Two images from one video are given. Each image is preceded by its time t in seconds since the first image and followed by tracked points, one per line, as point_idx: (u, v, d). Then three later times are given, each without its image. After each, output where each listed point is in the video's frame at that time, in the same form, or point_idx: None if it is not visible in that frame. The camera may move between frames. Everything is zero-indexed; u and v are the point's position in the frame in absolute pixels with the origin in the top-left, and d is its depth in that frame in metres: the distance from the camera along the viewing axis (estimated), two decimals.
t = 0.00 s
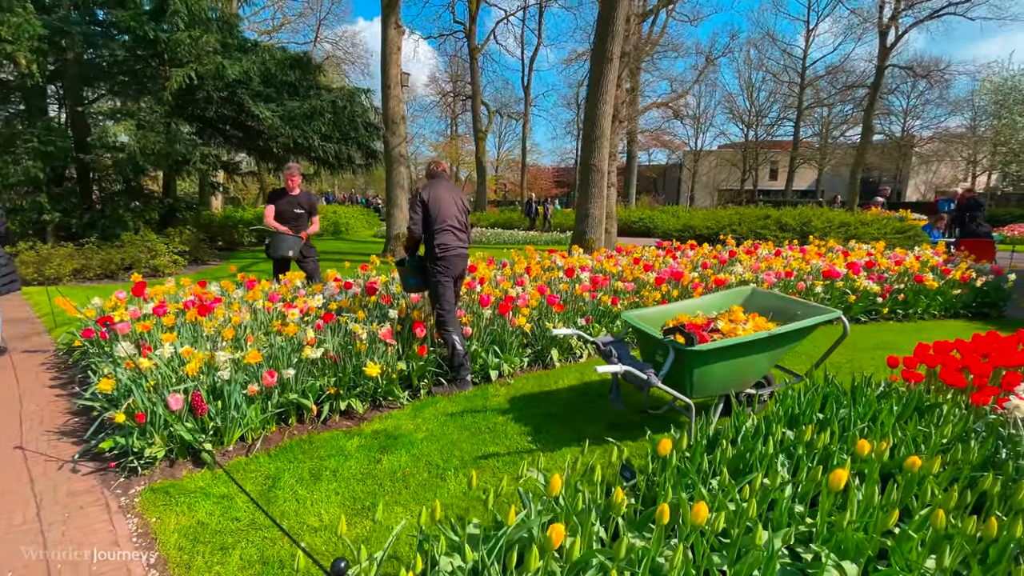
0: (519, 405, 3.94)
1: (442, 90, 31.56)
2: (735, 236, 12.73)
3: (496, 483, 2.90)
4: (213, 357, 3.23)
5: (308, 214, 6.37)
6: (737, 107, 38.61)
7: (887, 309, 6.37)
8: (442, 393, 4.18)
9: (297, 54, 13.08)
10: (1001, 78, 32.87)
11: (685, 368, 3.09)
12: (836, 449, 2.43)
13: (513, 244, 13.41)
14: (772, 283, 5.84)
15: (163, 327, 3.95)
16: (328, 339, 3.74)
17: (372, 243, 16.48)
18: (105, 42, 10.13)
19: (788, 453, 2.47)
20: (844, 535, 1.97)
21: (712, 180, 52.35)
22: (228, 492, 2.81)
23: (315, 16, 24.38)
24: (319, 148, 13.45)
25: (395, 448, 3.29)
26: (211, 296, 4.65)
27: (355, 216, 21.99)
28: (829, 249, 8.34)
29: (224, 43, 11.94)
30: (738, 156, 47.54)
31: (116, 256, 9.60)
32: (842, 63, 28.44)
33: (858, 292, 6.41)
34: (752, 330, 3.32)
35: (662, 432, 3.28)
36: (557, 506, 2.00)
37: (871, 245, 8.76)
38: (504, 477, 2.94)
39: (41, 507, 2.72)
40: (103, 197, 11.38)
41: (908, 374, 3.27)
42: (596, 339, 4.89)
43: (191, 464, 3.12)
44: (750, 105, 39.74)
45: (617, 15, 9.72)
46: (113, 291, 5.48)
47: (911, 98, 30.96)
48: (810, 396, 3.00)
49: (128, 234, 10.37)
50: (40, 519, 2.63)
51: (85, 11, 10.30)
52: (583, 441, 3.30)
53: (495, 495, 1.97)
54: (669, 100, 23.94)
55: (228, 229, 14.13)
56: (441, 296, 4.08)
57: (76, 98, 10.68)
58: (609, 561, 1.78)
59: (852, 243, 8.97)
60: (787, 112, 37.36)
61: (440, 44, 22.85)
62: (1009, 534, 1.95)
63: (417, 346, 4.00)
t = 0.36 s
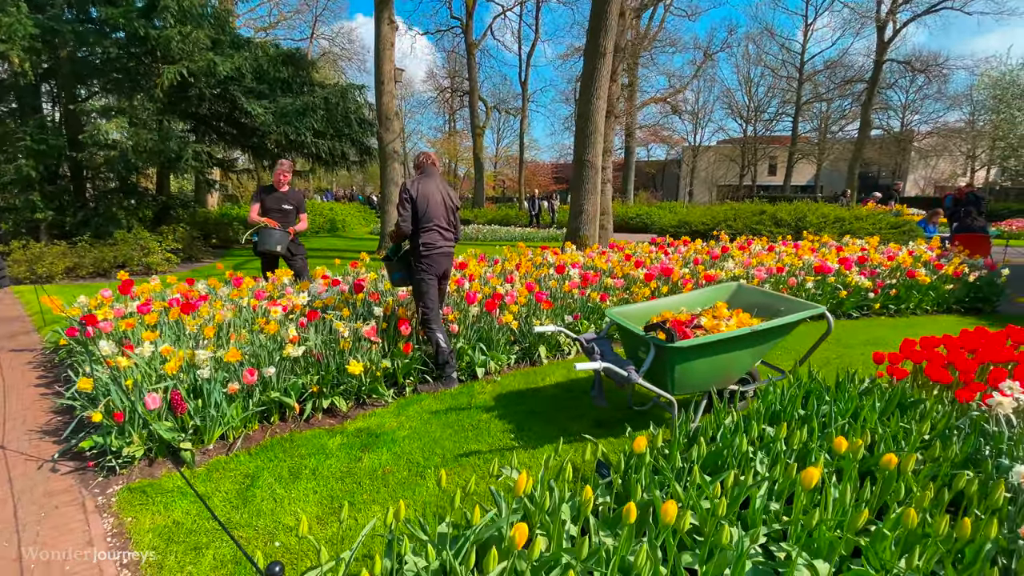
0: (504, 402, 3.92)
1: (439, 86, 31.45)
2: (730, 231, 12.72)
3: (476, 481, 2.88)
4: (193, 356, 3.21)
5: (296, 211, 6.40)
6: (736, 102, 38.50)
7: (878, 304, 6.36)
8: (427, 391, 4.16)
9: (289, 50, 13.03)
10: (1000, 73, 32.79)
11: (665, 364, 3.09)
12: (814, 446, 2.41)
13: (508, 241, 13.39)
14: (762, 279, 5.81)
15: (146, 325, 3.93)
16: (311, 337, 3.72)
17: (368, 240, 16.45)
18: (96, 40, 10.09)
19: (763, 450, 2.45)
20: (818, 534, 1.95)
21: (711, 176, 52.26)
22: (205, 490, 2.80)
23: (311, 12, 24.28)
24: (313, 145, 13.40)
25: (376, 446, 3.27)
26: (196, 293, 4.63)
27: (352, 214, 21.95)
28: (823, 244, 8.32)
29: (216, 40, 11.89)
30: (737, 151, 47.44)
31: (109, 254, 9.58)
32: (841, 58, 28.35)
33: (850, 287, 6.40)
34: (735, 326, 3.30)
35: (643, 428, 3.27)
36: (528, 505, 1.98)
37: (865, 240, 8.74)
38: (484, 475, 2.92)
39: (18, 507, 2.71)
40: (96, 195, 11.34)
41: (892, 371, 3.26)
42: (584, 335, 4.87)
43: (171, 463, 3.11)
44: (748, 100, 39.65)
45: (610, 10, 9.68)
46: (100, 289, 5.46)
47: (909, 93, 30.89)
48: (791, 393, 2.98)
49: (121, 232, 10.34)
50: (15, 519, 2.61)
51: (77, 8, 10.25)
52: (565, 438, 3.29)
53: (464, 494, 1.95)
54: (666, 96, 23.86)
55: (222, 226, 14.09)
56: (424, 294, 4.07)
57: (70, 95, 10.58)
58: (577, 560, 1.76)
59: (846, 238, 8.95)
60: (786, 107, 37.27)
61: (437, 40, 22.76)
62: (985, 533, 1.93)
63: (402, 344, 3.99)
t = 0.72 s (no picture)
0: (492, 398, 3.94)
1: (438, 84, 31.42)
2: (727, 228, 12.71)
3: (459, 477, 2.90)
4: (179, 353, 3.22)
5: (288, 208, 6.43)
6: (735, 98, 38.42)
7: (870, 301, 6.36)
8: (415, 388, 4.18)
9: (284, 49, 13.00)
10: (999, 68, 32.75)
11: (649, 360, 3.10)
12: (791, 440, 2.41)
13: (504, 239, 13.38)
14: (753, 275, 5.82)
15: (136, 323, 3.95)
16: (298, 335, 3.73)
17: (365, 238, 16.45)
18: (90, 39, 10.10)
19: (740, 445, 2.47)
20: (790, 526, 1.96)
21: (710, 173, 52.17)
22: (190, 487, 2.82)
23: (308, 10, 24.27)
24: (308, 144, 13.40)
25: (363, 442, 3.29)
26: (186, 291, 4.64)
27: (350, 212, 21.95)
28: (817, 241, 8.32)
29: (210, 39, 11.89)
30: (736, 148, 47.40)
31: (104, 253, 9.60)
32: (840, 54, 28.29)
33: (842, 283, 6.40)
34: (719, 323, 3.31)
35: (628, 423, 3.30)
36: (503, 499, 1.99)
37: (859, 237, 8.74)
38: (468, 471, 2.94)
39: (5, 503, 2.72)
40: (92, 194, 11.35)
41: (877, 366, 3.26)
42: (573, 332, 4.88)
43: (157, 460, 3.12)
44: (748, 96, 39.56)
45: (604, 7, 9.67)
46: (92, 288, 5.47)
47: (908, 88, 30.82)
48: (773, 388, 3.00)
49: (116, 232, 10.35)
50: (2, 515, 2.63)
51: (71, 8, 10.26)
52: (550, 434, 3.31)
53: (439, 488, 1.97)
54: (664, 93, 23.84)
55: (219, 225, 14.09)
56: (412, 292, 4.08)
57: (65, 94, 10.61)
58: (547, 554, 1.77)
59: (841, 235, 8.95)
60: (785, 104, 37.20)
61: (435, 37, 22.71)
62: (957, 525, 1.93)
63: (391, 341, 4.00)
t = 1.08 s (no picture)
0: (477, 395, 4.01)
1: (436, 83, 31.47)
2: (721, 227, 12.77)
3: (441, 471, 2.97)
4: (169, 351, 3.30)
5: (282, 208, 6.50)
6: (734, 97, 38.46)
7: (857, 298, 6.43)
8: (403, 385, 4.25)
9: (279, 49, 13.05)
10: (996, 66, 32.79)
11: (626, 356, 3.18)
12: (759, 432, 2.48)
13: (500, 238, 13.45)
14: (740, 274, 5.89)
15: (128, 322, 4.03)
16: (286, 333, 3.81)
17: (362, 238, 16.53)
18: (86, 40, 10.17)
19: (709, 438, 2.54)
20: (749, 515, 2.02)
21: (709, 171, 52.20)
22: (178, 481, 2.89)
23: (306, 10, 24.32)
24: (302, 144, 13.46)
25: (348, 438, 3.36)
26: (179, 291, 4.71)
27: (348, 212, 22.02)
28: (807, 239, 8.39)
29: (205, 40, 11.97)
30: (735, 147, 47.43)
31: (101, 254, 9.67)
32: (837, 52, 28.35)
33: (828, 281, 6.48)
34: (696, 320, 3.39)
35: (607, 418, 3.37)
36: (475, 490, 2.06)
37: (849, 235, 8.81)
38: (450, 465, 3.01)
39: None
40: (88, 195, 11.42)
41: (852, 362, 3.33)
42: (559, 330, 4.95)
43: (147, 456, 3.19)
44: (746, 95, 39.62)
45: (596, 8, 9.74)
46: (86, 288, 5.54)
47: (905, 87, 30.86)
48: (747, 383, 3.07)
49: (113, 232, 10.42)
50: None
51: (66, 9, 10.32)
52: (531, 429, 3.38)
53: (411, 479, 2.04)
54: (661, 92, 23.87)
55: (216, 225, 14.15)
56: (399, 291, 4.16)
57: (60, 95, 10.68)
58: (512, 541, 1.85)
59: (831, 233, 9.02)
60: (783, 102, 37.25)
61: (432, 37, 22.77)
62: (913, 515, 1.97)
63: (378, 339, 4.07)
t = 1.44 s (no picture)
0: (463, 390, 4.11)
1: (433, 84, 31.54)
2: (713, 226, 12.88)
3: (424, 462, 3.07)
4: (160, 348, 3.40)
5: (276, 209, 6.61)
6: (730, 96, 38.57)
7: (840, 295, 6.54)
8: (391, 381, 4.36)
9: (273, 51, 13.12)
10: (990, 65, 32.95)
11: (605, 351, 3.29)
12: (725, 423, 2.59)
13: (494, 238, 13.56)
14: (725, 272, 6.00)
15: (121, 321, 4.13)
16: (276, 331, 3.91)
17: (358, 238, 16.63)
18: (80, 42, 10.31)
19: (678, 428, 2.65)
20: (708, 499, 2.13)
21: (706, 171, 52.30)
22: (169, 473, 2.99)
23: (303, 11, 24.39)
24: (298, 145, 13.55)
25: (335, 432, 3.45)
26: (172, 290, 4.81)
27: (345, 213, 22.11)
28: (795, 237, 8.50)
29: (199, 42, 12.11)
30: (732, 146, 47.54)
31: (97, 255, 9.78)
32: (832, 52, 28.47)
33: (813, 279, 6.60)
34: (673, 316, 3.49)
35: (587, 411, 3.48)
36: (451, 479, 2.16)
37: (837, 233, 8.92)
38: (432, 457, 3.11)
39: None
40: (85, 196, 11.53)
41: (823, 356, 3.45)
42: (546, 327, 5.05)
43: (139, 449, 3.29)
44: (742, 95, 39.73)
45: (587, 10, 9.85)
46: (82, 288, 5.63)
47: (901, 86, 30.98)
48: (720, 376, 3.17)
49: (109, 233, 10.53)
50: None
51: (62, 11, 10.45)
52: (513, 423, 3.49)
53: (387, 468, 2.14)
54: (657, 92, 23.98)
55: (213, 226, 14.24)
56: (387, 290, 4.26)
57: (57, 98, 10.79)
58: (481, 523, 1.96)
59: (819, 231, 9.13)
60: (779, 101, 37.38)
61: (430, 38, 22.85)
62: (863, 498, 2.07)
63: (367, 336, 4.17)
